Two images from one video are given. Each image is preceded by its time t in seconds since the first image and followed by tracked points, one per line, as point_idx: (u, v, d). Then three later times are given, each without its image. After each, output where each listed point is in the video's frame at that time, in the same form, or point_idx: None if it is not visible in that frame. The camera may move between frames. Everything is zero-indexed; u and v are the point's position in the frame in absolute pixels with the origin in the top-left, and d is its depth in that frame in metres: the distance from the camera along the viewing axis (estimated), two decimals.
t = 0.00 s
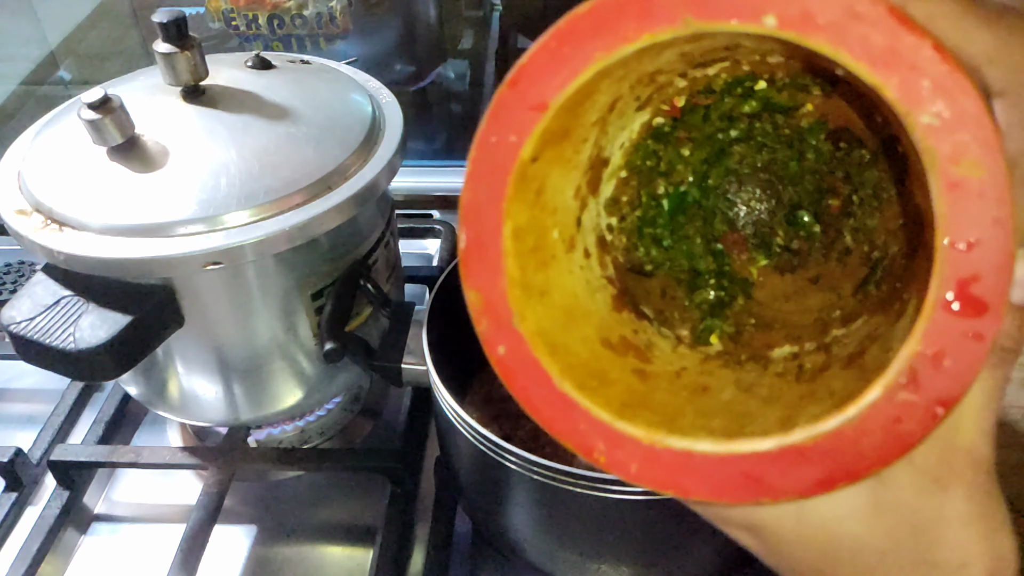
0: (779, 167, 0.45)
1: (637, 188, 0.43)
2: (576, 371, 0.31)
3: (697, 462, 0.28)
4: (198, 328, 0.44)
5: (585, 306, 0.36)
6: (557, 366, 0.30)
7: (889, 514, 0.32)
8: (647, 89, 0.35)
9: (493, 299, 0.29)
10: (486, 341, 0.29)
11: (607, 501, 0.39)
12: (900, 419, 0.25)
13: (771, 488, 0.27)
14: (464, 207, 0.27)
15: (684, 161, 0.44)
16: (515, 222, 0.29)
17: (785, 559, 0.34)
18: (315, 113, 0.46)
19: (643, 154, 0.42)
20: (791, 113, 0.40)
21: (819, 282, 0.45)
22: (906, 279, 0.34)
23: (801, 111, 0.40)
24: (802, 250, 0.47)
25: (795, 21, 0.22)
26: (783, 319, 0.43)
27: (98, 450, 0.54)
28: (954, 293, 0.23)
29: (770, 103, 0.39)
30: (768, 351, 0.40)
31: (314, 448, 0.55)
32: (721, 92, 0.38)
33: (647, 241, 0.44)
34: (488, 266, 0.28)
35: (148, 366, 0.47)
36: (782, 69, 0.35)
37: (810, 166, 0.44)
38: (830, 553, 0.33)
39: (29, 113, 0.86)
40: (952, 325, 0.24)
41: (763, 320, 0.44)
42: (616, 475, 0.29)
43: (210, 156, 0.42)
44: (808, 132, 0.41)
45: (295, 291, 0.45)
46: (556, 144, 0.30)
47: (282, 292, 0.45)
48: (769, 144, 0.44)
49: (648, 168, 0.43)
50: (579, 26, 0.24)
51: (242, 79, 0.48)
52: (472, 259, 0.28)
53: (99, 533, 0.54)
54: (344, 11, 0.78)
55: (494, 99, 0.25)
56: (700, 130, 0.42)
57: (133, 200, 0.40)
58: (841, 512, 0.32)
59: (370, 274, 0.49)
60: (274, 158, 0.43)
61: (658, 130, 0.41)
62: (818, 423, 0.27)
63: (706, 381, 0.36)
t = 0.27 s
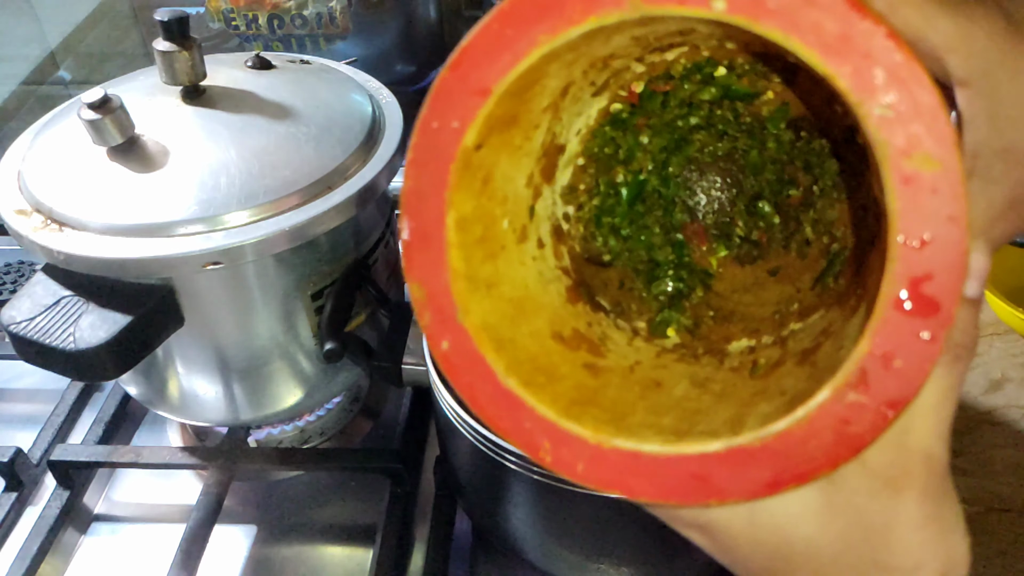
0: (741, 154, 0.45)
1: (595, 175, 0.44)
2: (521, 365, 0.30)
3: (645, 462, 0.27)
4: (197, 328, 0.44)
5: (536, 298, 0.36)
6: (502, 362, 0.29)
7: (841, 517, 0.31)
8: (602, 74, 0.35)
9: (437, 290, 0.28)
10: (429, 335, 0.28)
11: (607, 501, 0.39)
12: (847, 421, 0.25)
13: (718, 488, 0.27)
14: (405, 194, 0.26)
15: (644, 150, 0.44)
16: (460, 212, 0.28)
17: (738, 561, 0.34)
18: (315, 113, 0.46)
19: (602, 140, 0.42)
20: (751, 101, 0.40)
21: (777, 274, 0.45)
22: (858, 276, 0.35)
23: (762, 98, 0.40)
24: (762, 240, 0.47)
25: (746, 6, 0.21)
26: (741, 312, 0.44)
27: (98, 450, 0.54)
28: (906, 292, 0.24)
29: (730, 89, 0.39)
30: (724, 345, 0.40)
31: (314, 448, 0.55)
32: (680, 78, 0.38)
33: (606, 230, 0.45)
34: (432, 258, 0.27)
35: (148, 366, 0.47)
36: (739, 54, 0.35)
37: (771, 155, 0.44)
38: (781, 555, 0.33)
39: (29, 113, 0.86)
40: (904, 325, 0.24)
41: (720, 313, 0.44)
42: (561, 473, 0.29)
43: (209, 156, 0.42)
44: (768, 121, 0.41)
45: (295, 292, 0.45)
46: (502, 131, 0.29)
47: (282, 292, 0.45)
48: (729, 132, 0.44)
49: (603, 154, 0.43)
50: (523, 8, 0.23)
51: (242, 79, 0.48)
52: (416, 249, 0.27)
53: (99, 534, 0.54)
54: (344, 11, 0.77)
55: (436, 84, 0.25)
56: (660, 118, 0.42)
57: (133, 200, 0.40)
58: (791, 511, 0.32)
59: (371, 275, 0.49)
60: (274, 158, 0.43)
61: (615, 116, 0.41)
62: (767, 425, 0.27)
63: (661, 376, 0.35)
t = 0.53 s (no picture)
0: (735, 152, 0.46)
1: (588, 172, 0.43)
2: (511, 370, 0.30)
3: (635, 468, 0.27)
4: (197, 328, 0.44)
5: (528, 299, 0.36)
6: (492, 367, 0.29)
7: (834, 520, 0.32)
8: (592, 72, 0.35)
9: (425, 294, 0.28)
10: (419, 340, 0.28)
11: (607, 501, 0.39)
12: (838, 428, 0.25)
13: (709, 494, 0.26)
14: (393, 197, 0.26)
15: (638, 146, 0.44)
16: (449, 215, 0.28)
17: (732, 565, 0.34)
18: (315, 113, 0.46)
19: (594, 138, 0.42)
20: (745, 96, 0.41)
21: (772, 272, 0.45)
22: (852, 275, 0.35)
23: (756, 94, 0.41)
24: (756, 237, 0.47)
25: (734, 8, 0.21)
26: (735, 309, 0.44)
27: (98, 450, 0.54)
28: (898, 300, 0.24)
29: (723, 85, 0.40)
30: (718, 344, 0.40)
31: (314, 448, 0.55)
32: (672, 75, 0.38)
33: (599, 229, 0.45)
34: (420, 262, 0.27)
35: (148, 367, 0.47)
36: (733, 50, 0.35)
37: (765, 152, 0.44)
38: (775, 558, 0.33)
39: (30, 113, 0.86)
40: (895, 332, 0.24)
41: (714, 311, 0.44)
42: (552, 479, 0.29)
43: (209, 156, 0.42)
44: (762, 117, 0.42)
45: (295, 292, 0.45)
46: (492, 133, 0.29)
47: (282, 292, 0.45)
48: (723, 129, 0.44)
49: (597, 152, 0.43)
50: (510, 10, 0.23)
51: (242, 79, 0.48)
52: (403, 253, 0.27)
53: (100, 534, 0.54)
54: (345, 11, 0.77)
55: (423, 86, 0.25)
56: (654, 115, 0.42)
57: (133, 200, 0.40)
58: (784, 515, 0.32)
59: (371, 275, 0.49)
60: (274, 158, 0.43)
61: (608, 113, 0.41)
62: (758, 431, 0.27)
63: (654, 377, 0.35)
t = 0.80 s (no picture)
0: (734, 154, 0.45)
1: (587, 176, 0.44)
2: (510, 378, 0.30)
3: (634, 477, 0.27)
4: (197, 328, 0.44)
5: (526, 305, 0.36)
6: (491, 375, 0.29)
7: (832, 528, 0.32)
8: (590, 77, 0.35)
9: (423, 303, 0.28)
10: (417, 349, 0.28)
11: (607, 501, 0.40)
12: (836, 437, 0.25)
13: (708, 504, 0.27)
14: (390, 206, 0.27)
15: (637, 150, 0.45)
16: (446, 224, 0.28)
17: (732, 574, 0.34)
18: (314, 113, 0.46)
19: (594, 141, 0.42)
20: (744, 100, 0.41)
21: (771, 275, 0.45)
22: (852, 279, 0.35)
23: (753, 99, 0.40)
24: (756, 240, 0.47)
25: (731, 17, 0.21)
26: (734, 313, 0.44)
27: (98, 450, 0.54)
28: (896, 311, 0.24)
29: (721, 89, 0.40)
30: (718, 348, 0.40)
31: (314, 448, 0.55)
32: (670, 80, 0.38)
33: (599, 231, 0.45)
34: (418, 271, 0.27)
35: (148, 367, 0.47)
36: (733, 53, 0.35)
37: (765, 154, 0.44)
38: (774, 567, 0.33)
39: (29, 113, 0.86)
40: (893, 342, 0.24)
41: (714, 314, 0.44)
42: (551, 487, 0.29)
43: (209, 156, 0.42)
44: (761, 121, 0.41)
45: (295, 292, 0.45)
46: (489, 140, 0.29)
47: (282, 292, 0.45)
48: (722, 132, 0.44)
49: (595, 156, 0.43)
50: (505, 21, 0.23)
51: (242, 79, 0.48)
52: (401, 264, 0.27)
53: (99, 534, 0.54)
54: (344, 11, 0.77)
55: (419, 96, 0.25)
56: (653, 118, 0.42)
57: (133, 200, 0.40)
58: (782, 524, 0.32)
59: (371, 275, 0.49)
60: (274, 158, 0.43)
61: (606, 117, 0.41)
62: (757, 440, 0.27)
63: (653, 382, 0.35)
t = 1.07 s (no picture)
0: (738, 152, 0.46)
1: (590, 174, 0.43)
2: (513, 375, 0.30)
3: (639, 476, 0.27)
4: (197, 328, 0.44)
5: (529, 303, 0.36)
6: (495, 374, 0.29)
7: (837, 526, 0.32)
8: (595, 75, 0.35)
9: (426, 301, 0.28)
10: (420, 347, 0.28)
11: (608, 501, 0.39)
12: (844, 436, 0.25)
13: (713, 504, 0.26)
14: (394, 204, 0.26)
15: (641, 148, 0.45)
16: (450, 222, 0.28)
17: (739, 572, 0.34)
18: (315, 113, 0.46)
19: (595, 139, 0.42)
20: (748, 97, 0.41)
21: (775, 273, 0.45)
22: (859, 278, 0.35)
23: (759, 96, 0.41)
24: (759, 239, 0.48)
25: (739, 15, 0.21)
26: (738, 312, 0.43)
27: (98, 450, 0.54)
28: (905, 309, 0.23)
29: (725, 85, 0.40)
30: (721, 346, 0.40)
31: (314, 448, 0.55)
32: (676, 75, 0.38)
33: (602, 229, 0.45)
34: (421, 268, 0.27)
35: (148, 367, 0.47)
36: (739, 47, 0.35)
37: (768, 153, 0.44)
38: (779, 566, 0.33)
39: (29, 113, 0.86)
40: (902, 341, 0.24)
41: (718, 313, 0.44)
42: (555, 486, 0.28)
43: (209, 156, 0.42)
44: (766, 118, 0.42)
45: (295, 292, 0.45)
46: (493, 138, 0.29)
47: (282, 292, 0.45)
48: (726, 129, 0.44)
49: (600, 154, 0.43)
50: (510, 17, 0.23)
51: (242, 78, 0.48)
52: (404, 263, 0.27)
53: (99, 534, 0.54)
54: (344, 11, 0.77)
55: (423, 93, 0.25)
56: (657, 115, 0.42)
57: (133, 200, 0.40)
58: (787, 523, 0.32)
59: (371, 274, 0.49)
60: (274, 158, 0.43)
61: (610, 114, 0.41)
62: (763, 439, 0.27)
63: (656, 381, 0.35)
